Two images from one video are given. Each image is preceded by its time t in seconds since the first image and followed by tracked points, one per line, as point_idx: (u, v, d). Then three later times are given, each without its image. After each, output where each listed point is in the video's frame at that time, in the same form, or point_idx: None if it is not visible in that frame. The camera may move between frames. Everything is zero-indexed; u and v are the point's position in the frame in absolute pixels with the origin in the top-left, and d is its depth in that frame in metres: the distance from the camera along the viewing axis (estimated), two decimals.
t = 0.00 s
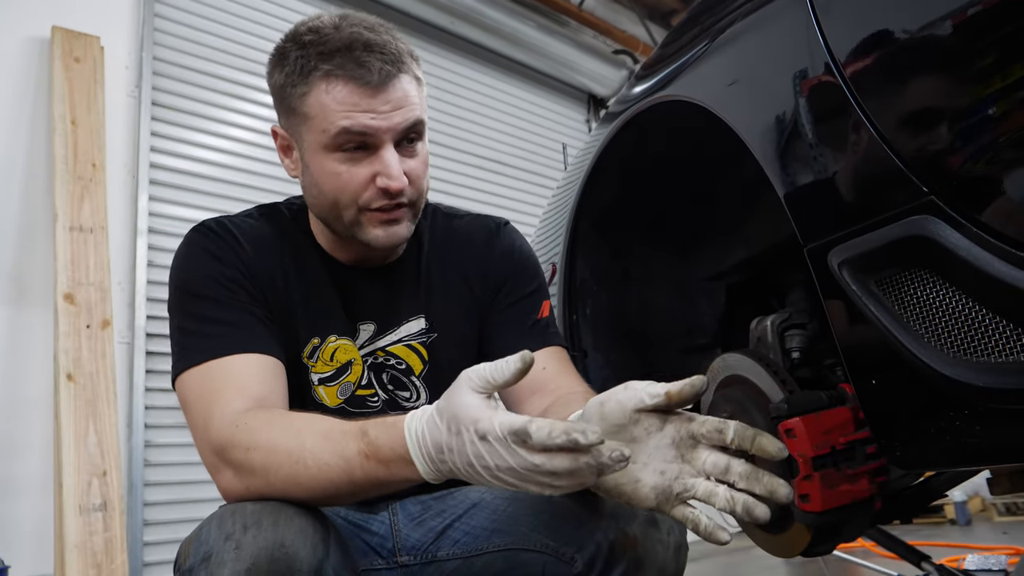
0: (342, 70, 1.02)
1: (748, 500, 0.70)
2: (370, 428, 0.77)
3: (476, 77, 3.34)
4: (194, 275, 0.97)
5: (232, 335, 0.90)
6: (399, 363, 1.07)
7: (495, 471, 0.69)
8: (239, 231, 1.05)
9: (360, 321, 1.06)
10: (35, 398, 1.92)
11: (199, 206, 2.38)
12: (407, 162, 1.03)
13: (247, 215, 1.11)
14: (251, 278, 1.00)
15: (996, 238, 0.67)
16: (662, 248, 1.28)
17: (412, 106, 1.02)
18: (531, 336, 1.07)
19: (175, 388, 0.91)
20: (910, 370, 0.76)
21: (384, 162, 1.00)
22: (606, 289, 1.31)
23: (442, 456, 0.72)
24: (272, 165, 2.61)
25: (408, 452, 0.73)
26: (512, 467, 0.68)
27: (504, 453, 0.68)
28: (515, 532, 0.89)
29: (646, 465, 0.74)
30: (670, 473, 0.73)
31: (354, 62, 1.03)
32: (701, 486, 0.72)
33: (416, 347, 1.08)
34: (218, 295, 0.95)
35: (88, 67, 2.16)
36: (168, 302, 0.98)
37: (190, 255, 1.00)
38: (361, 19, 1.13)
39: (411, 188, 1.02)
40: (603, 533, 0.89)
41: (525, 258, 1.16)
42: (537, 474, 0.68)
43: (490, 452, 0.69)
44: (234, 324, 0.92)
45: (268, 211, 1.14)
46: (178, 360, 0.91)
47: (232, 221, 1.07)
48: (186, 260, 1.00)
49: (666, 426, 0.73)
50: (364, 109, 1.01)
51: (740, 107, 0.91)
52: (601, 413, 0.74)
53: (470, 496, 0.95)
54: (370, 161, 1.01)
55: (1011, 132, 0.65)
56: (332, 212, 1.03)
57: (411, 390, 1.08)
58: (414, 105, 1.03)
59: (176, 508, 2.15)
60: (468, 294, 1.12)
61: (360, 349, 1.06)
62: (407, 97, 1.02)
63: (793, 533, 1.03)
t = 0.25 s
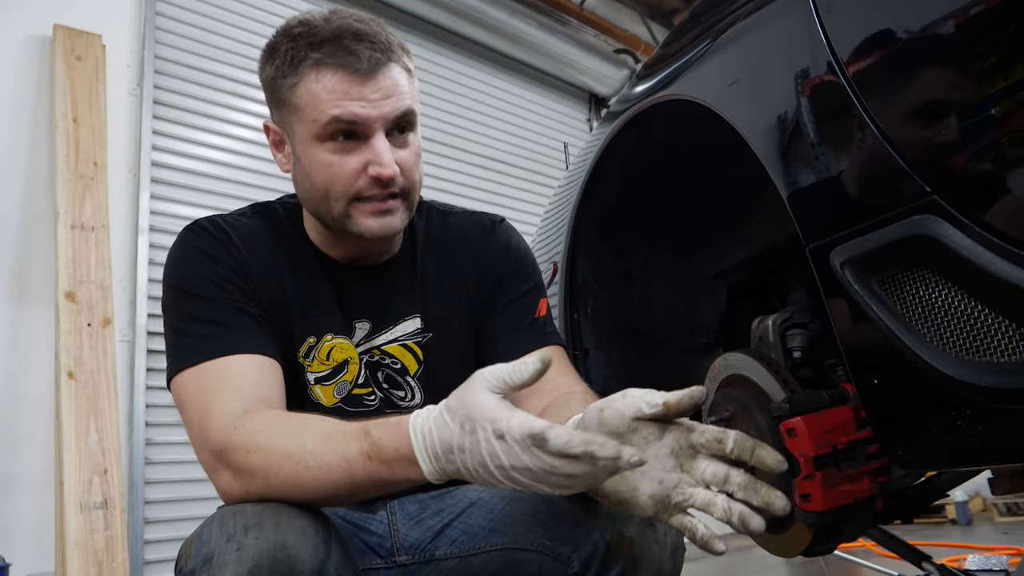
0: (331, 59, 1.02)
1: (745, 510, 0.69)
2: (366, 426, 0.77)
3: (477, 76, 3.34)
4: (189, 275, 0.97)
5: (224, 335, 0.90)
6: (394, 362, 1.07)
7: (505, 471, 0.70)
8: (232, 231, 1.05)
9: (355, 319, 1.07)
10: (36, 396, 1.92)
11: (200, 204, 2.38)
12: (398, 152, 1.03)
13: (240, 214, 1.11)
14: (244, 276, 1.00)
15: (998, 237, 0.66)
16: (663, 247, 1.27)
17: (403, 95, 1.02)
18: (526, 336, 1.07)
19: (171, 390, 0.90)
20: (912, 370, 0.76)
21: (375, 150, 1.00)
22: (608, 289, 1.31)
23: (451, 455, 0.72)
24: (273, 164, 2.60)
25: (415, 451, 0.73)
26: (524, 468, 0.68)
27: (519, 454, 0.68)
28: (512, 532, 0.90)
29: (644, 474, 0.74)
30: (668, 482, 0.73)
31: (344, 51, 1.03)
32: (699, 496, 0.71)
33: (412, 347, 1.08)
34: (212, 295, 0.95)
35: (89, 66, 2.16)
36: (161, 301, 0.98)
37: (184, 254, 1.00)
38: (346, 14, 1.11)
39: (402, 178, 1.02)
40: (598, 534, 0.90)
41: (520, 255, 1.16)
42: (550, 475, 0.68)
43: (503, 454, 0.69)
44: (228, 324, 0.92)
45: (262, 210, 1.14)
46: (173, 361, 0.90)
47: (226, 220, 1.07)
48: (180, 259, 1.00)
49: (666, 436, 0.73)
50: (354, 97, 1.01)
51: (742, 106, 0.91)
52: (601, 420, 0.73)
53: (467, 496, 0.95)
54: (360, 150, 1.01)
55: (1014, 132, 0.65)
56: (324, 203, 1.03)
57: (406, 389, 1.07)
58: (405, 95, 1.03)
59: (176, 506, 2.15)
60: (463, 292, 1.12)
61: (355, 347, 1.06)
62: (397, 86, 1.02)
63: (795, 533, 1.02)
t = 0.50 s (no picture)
0: (313, 36, 1.04)
1: (755, 435, 0.69)
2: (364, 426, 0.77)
3: (478, 75, 3.34)
4: (186, 275, 0.97)
5: (221, 334, 0.90)
6: (390, 358, 1.07)
7: (480, 482, 0.65)
8: (229, 230, 1.04)
9: (351, 314, 1.07)
10: (37, 396, 1.92)
11: (201, 204, 2.38)
12: (372, 132, 1.03)
13: (236, 212, 1.10)
14: (239, 274, 1.00)
15: (1000, 237, 0.66)
16: (664, 246, 1.28)
17: (378, 76, 1.03)
18: (523, 335, 1.06)
19: (168, 392, 0.89)
20: (914, 368, 0.76)
21: (344, 126, 1.01)
22: (609, 288, 1.31)
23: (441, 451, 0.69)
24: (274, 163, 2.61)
25: (417, 440, 0.72)
26: (494, 480, 0.63)
27: (490, 462, 0.63)
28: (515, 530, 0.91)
29: (648, 443, 0.64)
30: (674, 442, 0.64)
31: (326, 29, 1.05)
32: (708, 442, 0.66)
33: (408, 343, 1.08)
34: (208, 294, 0.95)
35: (91, 66, 2.16)
36: (158, 299, 0.98)
37: (179, 253, 0.99)
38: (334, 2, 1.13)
39: (372, 158, 1.02)
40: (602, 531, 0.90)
41: (517, 251, 1.15)
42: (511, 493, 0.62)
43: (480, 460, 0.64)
44: (226, 324, 0.92)
45: (259, 208, 1.13)
46: (170, 361, 0.90)
47: (221, 219, 1.07)
48: (175, 260, 0.99)
49: (655, 403, 0.64)
50: (331, 74, 1.02)
51: (743, 106, 0.91)
52: (589, 408, 0.65)
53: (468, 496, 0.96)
54: (333, 127, 1.02)
55: (1014, 132, 0.65)
56: (297, 177, 1.03)
57: (402, 385, 1.09)
58: (382, 76, 1.04)
59: (177, 506, 2.15)
60: (461, 290, 1.11)
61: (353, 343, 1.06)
62: (374, 67, 1.04)
63: (797, 533, 1.03)
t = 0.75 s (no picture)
0: (328, 39, 1.05)
1: (756, 499, 0.64)
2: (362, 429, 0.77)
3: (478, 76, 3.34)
4: (190, 277, 0.97)
5: (224, 335, 0.90)
6: (393, 361, 1.07)
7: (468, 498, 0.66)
8: (232, 230, 1.05)
9: (354, 318, 1.06)
10: (38, 397, 1.92)
11: (201, 205, 2.38)
12: (384, 140, 1.03)
13: (238, 214, 1.10)
14: (243, 276, 1.00)
15: (1002, 236, 0.66)
16: (665, 246, 1.28)
17: (392, 84, 1.04)
18: (527, 336, 1.08)
19: (171, 392, 0.90)
20: (915, 368, 0.76)
21: (357, 134, 1.01)
22: (609, 288, 1.31)
23: (437, 459, 0.69)
24: (274, 164, 2.61)
25: (412, 443, 0.72)
26: (479, 500, 0.64)
27: (476, 487, 0.64)
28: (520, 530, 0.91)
29: (654, 463, 0.69)
30: (678, 472, 0.68)
31: (342, 32, 1.05)
32: (709, 485, 0.67)
33: (410, 346, 1.08)
34: (211, 296, 0.95)
35: (91, 67, 2.16)
36: (161, 300, 0.98)
37: (183, 254, 0.99)
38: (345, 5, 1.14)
39: (383, 166, 1.02)
40: (606, 529, 0.89)
41: (519, 254, 1.17)
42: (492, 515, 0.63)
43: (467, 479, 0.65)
44: (228, 325, 0.92)
45: (261, 209, 1.13)
46: (173, 361, 0.90)
47: (225, 220, 1.07)
48: (178, 261, 0.99)
49: (675, 426, 0.68)
50: (345, 79, 1.02)
51: (743, 106, 0.91)
52: (611, 412, 0.70)
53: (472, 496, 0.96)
54: (345, 133, 1.02)
55: (1015, 131, 0.65)
56: (308, 183, 1.03)
57: (404, 388, 1.08)
58: (396, 84, 1.04)
59: (178, 507, 2.15)
60: (462, 291, 1.12)
61: (356, 346, 1.05)
62: (389, 74, 1.04)
63: (797, 532, 1.03)
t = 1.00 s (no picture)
0: (335, 31, 1.08)
1: (768, 495, 0.61)
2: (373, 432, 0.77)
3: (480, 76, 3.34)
4: (200, 275, 0.97)
5: (233, 335, 0.90)
6: (403, 360, 1.07)
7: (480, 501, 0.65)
8: (244, 229, 1.04)
9: (365, 318, 1.06)
10: (40, 398, 1.92)
11: (203, 205, 2.38)
12: (385, 127, 1.04)
13: (250, 212, 1.10)
14: (256, 275, 1.00)
15: (1003, 237, 0.66)
16: (667, 246, 1.27)
17: (395, 73, 1.05)
18: (539, 337, 1.07)
19: (181, 390, 0.90)
20: (917, 368, 0.76)
21: (356, 119, 1.02)
22: (610, 289, 1.32)
23: (449, 462, 0.68)
24: (276, 165, 2.61)
25: (426, 446, 0.72)
26: (491, 502, 0.63)
27: (489, 493, 0.63)
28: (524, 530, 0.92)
29: (664, 462, 0.68)
30: (688, 471, 0.67)
31: (349, 25, 1.09)
32: (719, 483, 0.65)
33: (421, 345, 1.08)
34: (223, 295, 0.95)
35: (92, 68, 2.16)
36: (172, 299, 0.98)
37: (194, 253, 0.99)
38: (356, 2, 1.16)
39: (382, 151, 1.02)
40: (614, 531, 0.90)
41: (531, 256, 1.17)
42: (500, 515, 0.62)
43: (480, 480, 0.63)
44: (238, 325, 0.92)
45: (274, 208, 1.13)
46: (183, 361, 0.90)
47: (237, 219, 1.06)
48: (190, 259, 0.99)
49: (684, 424, 0.66)
50: (347, 68, 1.04)
51: (744, 106, 0.91)
52: (620, 411, 0.69)
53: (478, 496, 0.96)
54: (345, 119, 1.03)
55: (1017, 131, 0.65)
56: (310, 170, 1.04)
57: (415, 387, 1.08)
58: (398, 73, 1.06)
59: (180, 508, 2.15)
60: (473, 290, 1.12)
61: (366, 345, 1.06)
62: (392, 64, 1.06)
63: (801, 531, 1.02)
